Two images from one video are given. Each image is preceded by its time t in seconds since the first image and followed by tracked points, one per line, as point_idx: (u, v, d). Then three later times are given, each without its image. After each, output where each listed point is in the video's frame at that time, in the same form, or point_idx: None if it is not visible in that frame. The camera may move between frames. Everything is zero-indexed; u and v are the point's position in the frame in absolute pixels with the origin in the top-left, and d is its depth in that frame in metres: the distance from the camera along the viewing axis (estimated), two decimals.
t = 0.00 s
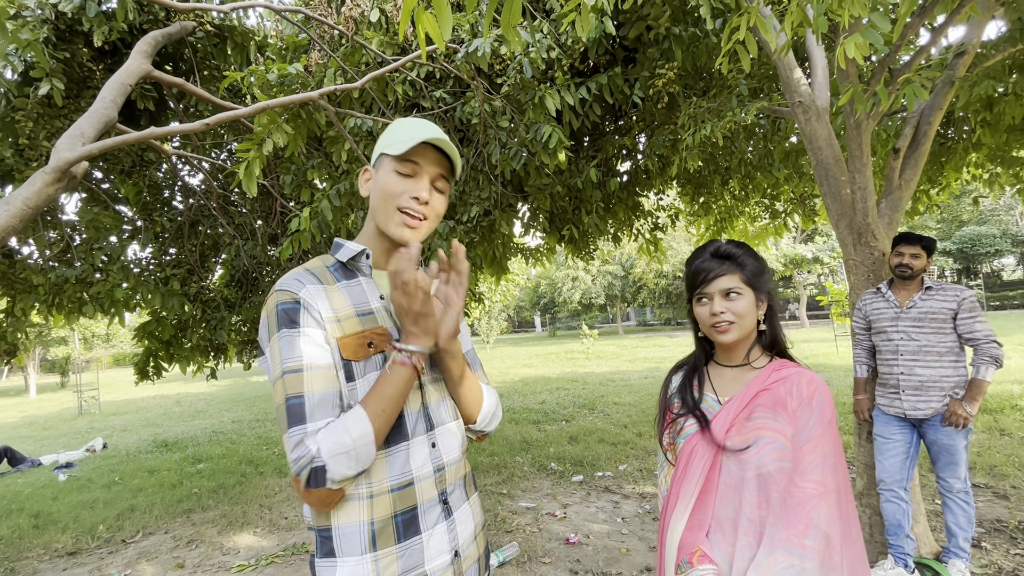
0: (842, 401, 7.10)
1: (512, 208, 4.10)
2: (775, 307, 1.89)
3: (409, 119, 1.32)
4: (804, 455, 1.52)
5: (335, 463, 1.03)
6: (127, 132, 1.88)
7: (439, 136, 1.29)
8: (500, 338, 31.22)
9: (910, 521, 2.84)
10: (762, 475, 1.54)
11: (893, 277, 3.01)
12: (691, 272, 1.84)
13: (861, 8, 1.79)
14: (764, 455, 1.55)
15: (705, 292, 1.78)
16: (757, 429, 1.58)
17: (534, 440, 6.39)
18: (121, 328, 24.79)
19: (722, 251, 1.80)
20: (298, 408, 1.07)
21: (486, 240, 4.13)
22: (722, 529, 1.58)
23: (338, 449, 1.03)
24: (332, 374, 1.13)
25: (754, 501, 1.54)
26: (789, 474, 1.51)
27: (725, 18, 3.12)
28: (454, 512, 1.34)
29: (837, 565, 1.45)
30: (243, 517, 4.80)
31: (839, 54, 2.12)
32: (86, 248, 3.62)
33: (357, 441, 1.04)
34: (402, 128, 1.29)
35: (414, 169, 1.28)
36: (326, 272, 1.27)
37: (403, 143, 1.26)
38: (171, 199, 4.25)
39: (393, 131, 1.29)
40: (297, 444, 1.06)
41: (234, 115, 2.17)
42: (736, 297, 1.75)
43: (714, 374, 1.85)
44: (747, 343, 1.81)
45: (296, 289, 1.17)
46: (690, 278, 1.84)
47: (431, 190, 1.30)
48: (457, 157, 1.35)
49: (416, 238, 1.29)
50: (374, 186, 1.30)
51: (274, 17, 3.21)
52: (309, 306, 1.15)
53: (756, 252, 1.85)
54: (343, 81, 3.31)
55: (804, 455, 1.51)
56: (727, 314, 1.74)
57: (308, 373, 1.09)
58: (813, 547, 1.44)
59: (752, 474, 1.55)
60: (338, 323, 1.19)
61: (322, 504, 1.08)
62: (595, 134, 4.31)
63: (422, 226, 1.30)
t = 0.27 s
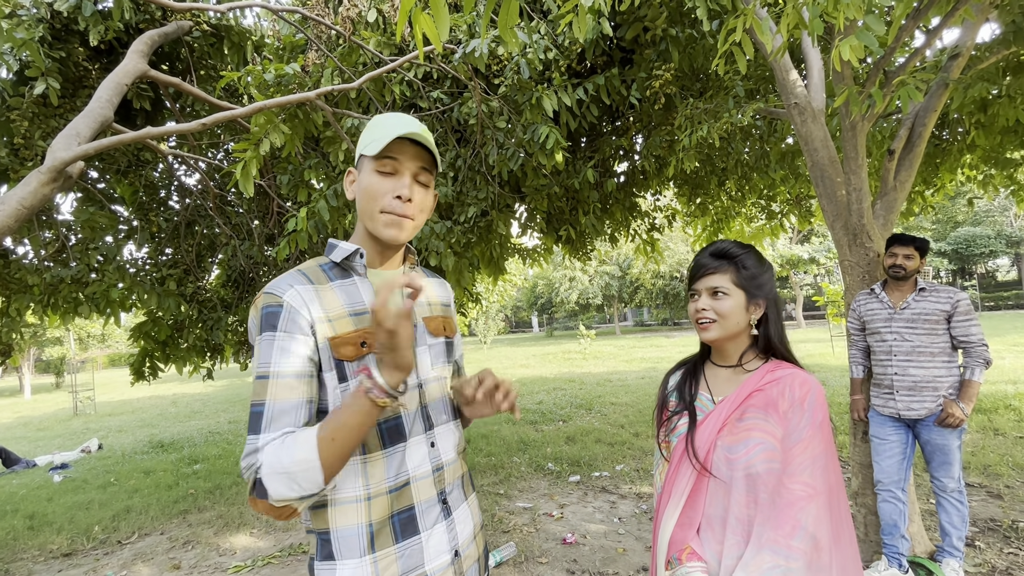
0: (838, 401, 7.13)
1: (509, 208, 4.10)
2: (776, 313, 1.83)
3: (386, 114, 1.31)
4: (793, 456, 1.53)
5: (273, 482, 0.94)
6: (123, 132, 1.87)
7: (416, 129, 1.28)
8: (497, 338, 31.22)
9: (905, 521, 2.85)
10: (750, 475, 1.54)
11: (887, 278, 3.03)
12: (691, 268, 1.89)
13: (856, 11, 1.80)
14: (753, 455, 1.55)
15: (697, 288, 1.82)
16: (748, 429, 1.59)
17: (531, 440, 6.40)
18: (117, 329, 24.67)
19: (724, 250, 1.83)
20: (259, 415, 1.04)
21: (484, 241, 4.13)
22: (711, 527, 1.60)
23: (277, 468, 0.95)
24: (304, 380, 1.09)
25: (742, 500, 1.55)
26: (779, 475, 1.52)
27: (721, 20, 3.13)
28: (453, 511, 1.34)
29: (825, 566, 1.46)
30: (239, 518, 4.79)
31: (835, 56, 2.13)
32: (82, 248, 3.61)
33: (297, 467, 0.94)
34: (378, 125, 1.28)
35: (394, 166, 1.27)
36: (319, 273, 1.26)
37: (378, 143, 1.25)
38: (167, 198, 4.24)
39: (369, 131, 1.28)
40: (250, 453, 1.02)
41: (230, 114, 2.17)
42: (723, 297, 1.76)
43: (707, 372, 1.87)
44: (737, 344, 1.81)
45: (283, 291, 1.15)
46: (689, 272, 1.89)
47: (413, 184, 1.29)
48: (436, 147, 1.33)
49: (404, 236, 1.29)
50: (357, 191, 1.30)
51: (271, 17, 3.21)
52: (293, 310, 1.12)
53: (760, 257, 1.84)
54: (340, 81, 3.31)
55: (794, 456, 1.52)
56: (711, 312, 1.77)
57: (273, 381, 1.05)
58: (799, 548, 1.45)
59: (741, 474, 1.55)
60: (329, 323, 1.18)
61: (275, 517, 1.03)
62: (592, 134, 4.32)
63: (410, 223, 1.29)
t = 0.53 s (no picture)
0: (835, 401, 7.15)
1: (508, 209, 4.10)
2: (780, 317, 1.82)
3: (373, 115, 1.29)
4: (789, 457, 1.53)
5: (255, 489, 0.94)
6: (121, 131, 1.87)
7: (405, 134, 1.26)
8: (495, 339, 31.23)
9: (902, 521, 2.86)
10: (745, 474, 1.55)
11: (885, 279, 3.04)
12: (697, 265, 1.90)
13: (853, 13, 1.81)
14: (749, 454, 1.56)
15: (701, 285, 1.84)
16: (744, 429, 1.59)
17: (529, 440, 6.40)
18: (114, 329, 24.60)
19: (732, 250, 1.84)
20: (249, 424, 1.03)
21: (482, 241, 4.13)
22: (706, 524, 1.61)
23: (258, 474, 0.94)
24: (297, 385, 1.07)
25: (737, 499, 1.56)
26: (774, 475, 1.52)
27: (719, 21, 3.14)
28: (448, 513, 1.35)
29: (818, 566, 1.47)
30: (237, 519, 4.78)
31: (832, 57, 2.13)
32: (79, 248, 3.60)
33: (274, 473, 0.94)
34: (366, 129, 1.26)
35: (384, 173, 1.27)
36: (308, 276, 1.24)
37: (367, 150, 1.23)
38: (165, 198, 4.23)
39: (360, 131, 1.26)
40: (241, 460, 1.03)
41: (229, 114, 2.16)
42: (726, 297, 1.77)
43: (707, 371, 1.87)
44: (737, 345, 1.82)
45: (270, 297, 1.12)
46: (695, 270, 1.91)
47: (403, 192, 1.28)
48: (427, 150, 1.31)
49: (392, 245, 1.29)
50: (347, 197, 1.30)
51: (269, 17, 3.20)
52: (283, 315, 1.10)
53: (770, 262, 1.85)
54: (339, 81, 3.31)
55: (790, 457, 1.52)
56: (712, 310, 1.79)
57: (262, 388, 1.04)
58: (792, 547, 1.46)
59: (736, 473, 1.56)
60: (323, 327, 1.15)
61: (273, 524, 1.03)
62: (590, 135, 4.33)
63: (399, 232, 1.29)
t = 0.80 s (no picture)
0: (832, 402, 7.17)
1: (506, 210, 4.10)
2: (779, 317, 1.82)
3: (350, 112, 1.30)
4: (787, 458, 1.53)
5: (251, 494, 0.94)
6: (118, 132, 1.86)
7: (383, 129, 1.27)
8: (493, 340, 31.23)
9: (898, 520, 2.87)
10: (743, 475, 1.56)
11: (881, 280, 3.05)
12: (699, 265, 1.90)
13: (849, 15, 1.82)
14: (747, 455, 1.57)
15: (702, 284, 1.84)
16: (743, 429, 1.60)
17: (527, 441, 6.41)
18: (111, 330, 24.52)
19: (734, 250, 1.84)
20: (236, 428, 1.05)
21: (480, 242, 4.14)
22: (704, 524, 1.62)
23: (252, 480, 0.95)
24: (282, 389, 1.09)
25: (735, 498, 1.57)
26: (771, 476, 1.53)
27: (716, 23, 3.15)
28: (436, 516, 1.35)
29: (815, 568, 1.47)
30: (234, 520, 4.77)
31: (828, 59, 2.14)
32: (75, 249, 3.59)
33: (270, 474, 0.94)
34: (342, 127, 1.27)
35: (364, 169, 1.29)
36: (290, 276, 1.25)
37: (345, 147, 1.25)
38: (162, 199, 4.22)
39: (336, 129, 1.28)
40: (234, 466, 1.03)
41: (226, 115, 2.15)
42: (727, 297, 1.77)
43: (707, 371, 1.88)
44: (737, 345, 1.82)
45: (251, 298, 1.13)
46: (697, 270, 1.91)
47: (385, 187, 1.30)
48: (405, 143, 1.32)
49: (377, 241, 1.30)
50: (327, 196, 1.31)
51: (267, 18, 3.20)
52: (265, 316, 1.12)
53: (774, 263, 1.85)
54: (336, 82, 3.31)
55: (788, 459, 1.53)
56: (711, 309, 1.79)
57: (248, 392, 1.06)
58: (790, 549, 1.46)
59: (733, 474, 1.57)
60: (306, 328, 1.16)
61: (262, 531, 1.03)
62: (588, 136, 4.34)
63: (382, 227, 1.30)
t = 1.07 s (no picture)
0: (832, 402, 7.18)
1: (505, 211, 4.11)
2: (783, 321, 1.86)
3: (326, 116, 1.31)
4: (786, 461, 1.54)
5: (255, 506, 0.99)
6: (118, 135, 1.86)
7: (361, 128, 1.28)
8: (493, 341, 31.23)
9: (897, 521, 2.88)
10: (741, 478, 1.57)
11: (879, 281, 3.06)
12: (705, 267, 1.87)
13: (846, 17, 1.83)
14: (745, 457, 1.58)
15: (715, 286, 1.80)
16: (741, 432, 1.62)
17: (527, 442, 6.41)
18: (110, 332, 24.49)
19: (744, 254, 1.82)
20: (222, 431, 1.05)
21: (479, 243, 4.14)
22: (703, 526, 1.63)
23: (264, 494, 0.99)
24: (270, 396, 1.10)
25: (734, 501, 1.58)
26: (770, 478, 1.54)
27: (715, 25, 3.16)
28: (429, 521, 1.34)
29: (815, 570, 1.47)
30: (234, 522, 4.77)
31: (826, 61, 2.15)
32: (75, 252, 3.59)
33: (287, 493, 1.00)
34: (320, 131, 1.29)
35: (347, 170, 1.30)
36: (282, 283, 1.27)
37: (326, 149, 1.26)
38: (161, 201, 4.22)
39: (315, 134, 1.29)
40: (217, 471, 1.03)
41: (225, 117, 2.16)
42: (743, 300, 1.77)
43: (705, 373, 1.88)
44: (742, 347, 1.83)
45: (243, 303, 1.15)
46: (703, 273, 1.87)
47: (369, 186, 1.32)
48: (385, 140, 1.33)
49: (368, 240, 1.33)
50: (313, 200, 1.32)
51: (266, 20, 3.21)
52: (257, 322, 1.13)
53: (776, 265, 1.87)
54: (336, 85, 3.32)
55: (786, 461, 1.54)
56: (728, 312, 1.77)
57: (237, 397, 1.07)
58: (789, 551, 1.47)
59: (732, 476, 1.58)
60: (294, 336, 1.20)
61: (226, 538, 1.05)
62: (587, 138, 4.35)
63: (372, 226, 1.33)
